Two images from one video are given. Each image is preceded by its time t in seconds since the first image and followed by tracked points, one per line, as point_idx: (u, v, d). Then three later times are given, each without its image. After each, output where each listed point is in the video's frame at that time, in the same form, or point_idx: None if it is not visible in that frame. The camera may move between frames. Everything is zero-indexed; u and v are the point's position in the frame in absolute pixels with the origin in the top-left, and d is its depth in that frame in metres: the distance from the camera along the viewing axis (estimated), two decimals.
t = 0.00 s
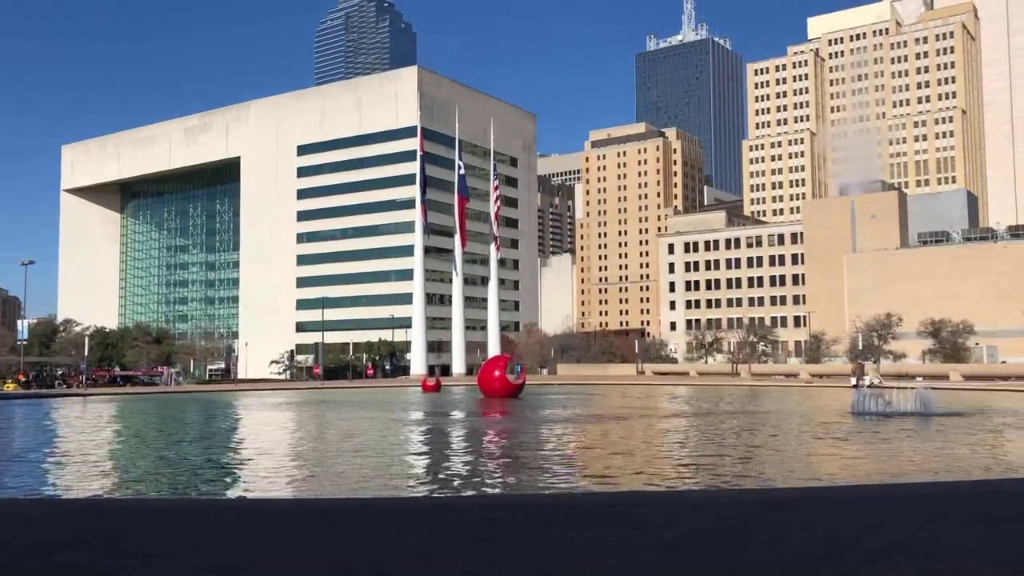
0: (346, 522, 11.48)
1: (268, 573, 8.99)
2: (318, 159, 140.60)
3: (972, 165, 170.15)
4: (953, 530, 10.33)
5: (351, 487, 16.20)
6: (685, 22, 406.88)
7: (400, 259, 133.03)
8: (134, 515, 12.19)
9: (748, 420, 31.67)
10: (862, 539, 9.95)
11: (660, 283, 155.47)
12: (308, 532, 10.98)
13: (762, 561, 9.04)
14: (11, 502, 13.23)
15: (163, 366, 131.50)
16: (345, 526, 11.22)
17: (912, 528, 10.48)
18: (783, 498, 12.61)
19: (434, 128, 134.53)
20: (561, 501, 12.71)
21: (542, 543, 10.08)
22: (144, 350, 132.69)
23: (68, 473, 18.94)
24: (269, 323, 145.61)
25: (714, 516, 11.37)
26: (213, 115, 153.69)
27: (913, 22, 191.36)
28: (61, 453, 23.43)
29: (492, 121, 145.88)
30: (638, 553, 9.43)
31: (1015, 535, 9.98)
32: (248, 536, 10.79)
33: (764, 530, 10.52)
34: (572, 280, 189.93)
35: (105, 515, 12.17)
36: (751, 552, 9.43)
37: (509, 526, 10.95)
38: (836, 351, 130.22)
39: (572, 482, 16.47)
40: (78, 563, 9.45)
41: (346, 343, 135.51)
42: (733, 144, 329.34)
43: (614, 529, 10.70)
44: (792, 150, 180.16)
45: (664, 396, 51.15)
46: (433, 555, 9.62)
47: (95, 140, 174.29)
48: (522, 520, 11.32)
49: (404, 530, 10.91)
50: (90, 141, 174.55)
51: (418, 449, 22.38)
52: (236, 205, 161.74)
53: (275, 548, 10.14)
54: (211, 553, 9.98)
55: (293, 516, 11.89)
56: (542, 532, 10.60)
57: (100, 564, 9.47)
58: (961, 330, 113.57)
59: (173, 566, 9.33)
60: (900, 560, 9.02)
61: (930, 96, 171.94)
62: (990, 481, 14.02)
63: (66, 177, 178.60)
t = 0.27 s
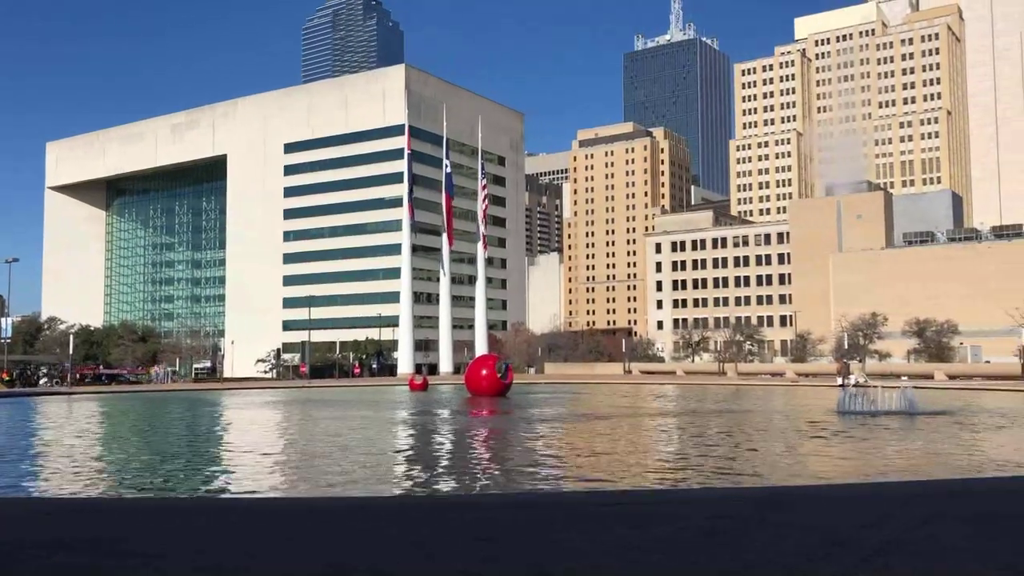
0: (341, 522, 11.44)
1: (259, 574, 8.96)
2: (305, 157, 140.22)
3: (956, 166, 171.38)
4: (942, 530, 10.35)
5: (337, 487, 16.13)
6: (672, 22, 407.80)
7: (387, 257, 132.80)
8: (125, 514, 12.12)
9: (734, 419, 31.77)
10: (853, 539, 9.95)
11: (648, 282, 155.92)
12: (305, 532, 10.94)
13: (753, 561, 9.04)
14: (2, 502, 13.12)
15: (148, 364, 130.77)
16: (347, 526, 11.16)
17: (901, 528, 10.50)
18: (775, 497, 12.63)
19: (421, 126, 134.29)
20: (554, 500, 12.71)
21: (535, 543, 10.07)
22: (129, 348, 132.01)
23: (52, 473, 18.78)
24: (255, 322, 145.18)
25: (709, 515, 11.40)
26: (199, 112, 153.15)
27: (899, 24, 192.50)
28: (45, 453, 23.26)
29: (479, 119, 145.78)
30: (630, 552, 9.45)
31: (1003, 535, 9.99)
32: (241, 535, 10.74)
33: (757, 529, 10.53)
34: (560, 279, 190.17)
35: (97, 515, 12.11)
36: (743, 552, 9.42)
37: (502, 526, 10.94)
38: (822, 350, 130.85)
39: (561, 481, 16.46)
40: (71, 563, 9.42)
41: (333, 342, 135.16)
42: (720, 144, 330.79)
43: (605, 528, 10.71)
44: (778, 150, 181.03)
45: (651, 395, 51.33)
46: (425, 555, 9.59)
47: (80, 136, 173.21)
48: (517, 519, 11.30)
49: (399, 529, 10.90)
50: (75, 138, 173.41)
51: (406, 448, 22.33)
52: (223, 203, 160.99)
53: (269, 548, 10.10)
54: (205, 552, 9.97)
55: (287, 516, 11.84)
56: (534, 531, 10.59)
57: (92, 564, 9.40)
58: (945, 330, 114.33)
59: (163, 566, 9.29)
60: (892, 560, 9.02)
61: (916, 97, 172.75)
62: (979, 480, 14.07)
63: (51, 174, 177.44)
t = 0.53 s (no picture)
0: (331, 522, 11.40)
1: (248, 574, 8.89)
2: (289, 155, 139.68)
3: (939, 167, 172.64)
4: (928, 530, 10.37)
5: (319, 487, 16.06)
6: (657, 22, 408.79)
7: (372, 256, 132.47)
8: (110, 514, 12.03)
9: (717, 418, 31.88)
10: (842, 538, 9.96)
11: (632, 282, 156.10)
12: (295, 530, 10.89)
13: (739, 560, 9.05)
14: None
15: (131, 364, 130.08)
16: (341, 525, 11.09)
17: (886, 526, 10.53)
18: (762, 497, 12.65)
19: (407, 125, 133.95)
20: (544, 499, 12.69)
21: (524, 542, 10.06)
22: (113, 347, 131.30)
23: (31, 473, 18.56)
24: (239, 321, 144.58)
25: (700, 514, 11.41)
26: (183, 110, 152.31)
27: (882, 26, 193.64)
28: (25, 452, 23.06)
29: (465, 118, 145.55)
30: (618, 552, 9.44)
31: (990, 535, 10.01)
32: (230, 534, 10.69)
33: (746, 528, 10.55)
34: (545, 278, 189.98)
35: (84, 515, 12.02)
36: (731, 551, 9.41)
37: (493, 525, 10.91)
38: (805, 350, 131.35)
39: (546, 480, 16.40)
40: (55, 562, 9.37)
41: (317, 341, 134.74)
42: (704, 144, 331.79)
43: (593, 528, 10.69)
44: (762, 151, 181.85)
45: (636, 394, 51.42)
46: (412, 553, 9.57)
47: (62, 134, 171.62)
48: (507, 518, 11.27)
49: (389, 529, 10.85)
50: (57, 135, 171.78)
51: (390, 448, 22.21)
52: (207, 201, 160.62)
53: (257, 547, 10.04)
54: (195, 551, 9.89)
55: (276, 517, 11.78)
56: (522, 530, 10.60)
57: (78, 564, 9.33)
58: (927, 330, 115.10)
59: (148, 565, 9.23)
60: (878, 560, 9.04)
61: (898, 99, 173.98)
62: (962, 480, 14.13)
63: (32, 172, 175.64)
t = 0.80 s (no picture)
0: (328, 522, 11.43)
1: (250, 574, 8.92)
2: (269, 155, 138.99)
3: (917, 169, 174.31)
4: (919, 529, 10.47)
5: (304, 488, 16.09)
6: (639, 24, 410.11)
7: (353, 257, 132.11)
8: (105, 515, 12.00)
9: (699, 418, 32.09)
10: (836, 537, 10.05)
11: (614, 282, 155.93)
12: (294, 530, 10.91)
13: (735, 560, 9.11)
14: None
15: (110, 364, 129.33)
16: (342, 525, 11.12)
17: (877, 525, 10.64)
18: (753, 496, 12.74)
19: (388, 125, 133.64)
20: (538, 500, 12.74)
21: (521, 542, 10.10)
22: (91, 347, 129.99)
23: (12, 475, 18.44)
24: (220, 322, 143.90)
25: (695, 513, 11.50)
26: (162, 109, 151.27)
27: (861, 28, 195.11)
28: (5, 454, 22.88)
29: (447, 118, 145.35)
30: (614, 552, 9.49)
31: (980, 534, 10.12)
32: (228, 535, 10.71)
33: (742, 527, 10.64)
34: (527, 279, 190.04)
35: (80, 516, 12.01)
36: (727, 551, 9.50)
37: (490, 525, 10.95)
38: (784, 351, 132.11)
39: (531, 480, 16.49)
40: (51, 564, 9.36)
41: (298, 342, 134.38)
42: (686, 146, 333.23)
43: (590, 527, 10.75)
44: (743, 152, 182.79)
45: (617, 394, 51.61)
46: (409, 553, 9.63)
47: (39, 133, 169.96)
48: (502, 518, 11.32)
49: (386, 529, 10.89)
50: (33, 134, 170.12)
51: (373, 449, 22.23)
52: (187, 201, 159.80)
53: (257, 547, 10.06)
54: (194, 551, 9.91)
55: (273, 516, 11.78)
56: (519, 531, 10.65)
57: (75, 564, 9.32)
58: (905, 330, 116.10)
59: (147, 565, 9.23)
60: (871, 559, 9.14)
61: (877, 102, 176.14)
62: (947, 479, 14.28)
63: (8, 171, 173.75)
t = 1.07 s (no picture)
0: (326, 521, 11.38)
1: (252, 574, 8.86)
2: (248, 156, 138.21)
3: (895, 172, 175.99)
4: (913, 528, 10.50)
5: (284, 490, 15.92)
6: (619, 26, 411.61)
7: (334, 258, 131.55)
8: (97, 518, 11.86)
9: (679, 419, 32.24)
10: (830, 536, 10.12)
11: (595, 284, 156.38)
12: (294, 530, 10.86)
13: (736, 560, 9.11)
14: None
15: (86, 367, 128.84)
16: (343, 525, 11.06)
17: (873, 526, 10.63)
18: (747, 496, 12.76)
19: (369, 126, 133.34)
20: (531, 500, 12.69)
21: (517, 543, 10.04)
22: (66, 349, 128.13)
23: None
24: (198, 323, 142.94)
25: (691, 514, 11.50)
26: (140, 108, 150.11)
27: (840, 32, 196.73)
28: None
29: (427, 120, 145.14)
30: (611, 552, 9.47)
31: (971, 533, 10.19)
32: (226, 535, 10.67)
33: (741, 528, 10.65)
34: (508, 281, 190.13)
35: (76, 517, 11.91)
36: (725, 551, 9.49)
37: (489, 525, 10.91)
38: (764, 352, 132.89)
39: (513, 482, 16.45)
40: (49, 564, 9.29)
41: (277, 344, 133.73)
42: (666, 148, 334.68)
43: (589, 528, 10.72)
44: (723, 155, 183.80)
45: (598, 396, 51.70)
46: (404, 553, 9.61)
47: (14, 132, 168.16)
48: (500, 518, 11.27)
49: (388, 529, 10.83)
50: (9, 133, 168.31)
51: (354, 451, 22.13)
52: (165, 202, 158.67)
53: (257, 547, 10.02)
54: (192, 551, 9.83)
55: (268, 516, 11.71)
56: (515, 531, 10.58)
57: (75, 566, 9.25)
58: (883, 332, 117.16)
59: (147, 568, 9.17)
60: (869, 559, 9.15)
61: (855, 105, 178.05)
62: (932, 480, 14.39)
63: None
